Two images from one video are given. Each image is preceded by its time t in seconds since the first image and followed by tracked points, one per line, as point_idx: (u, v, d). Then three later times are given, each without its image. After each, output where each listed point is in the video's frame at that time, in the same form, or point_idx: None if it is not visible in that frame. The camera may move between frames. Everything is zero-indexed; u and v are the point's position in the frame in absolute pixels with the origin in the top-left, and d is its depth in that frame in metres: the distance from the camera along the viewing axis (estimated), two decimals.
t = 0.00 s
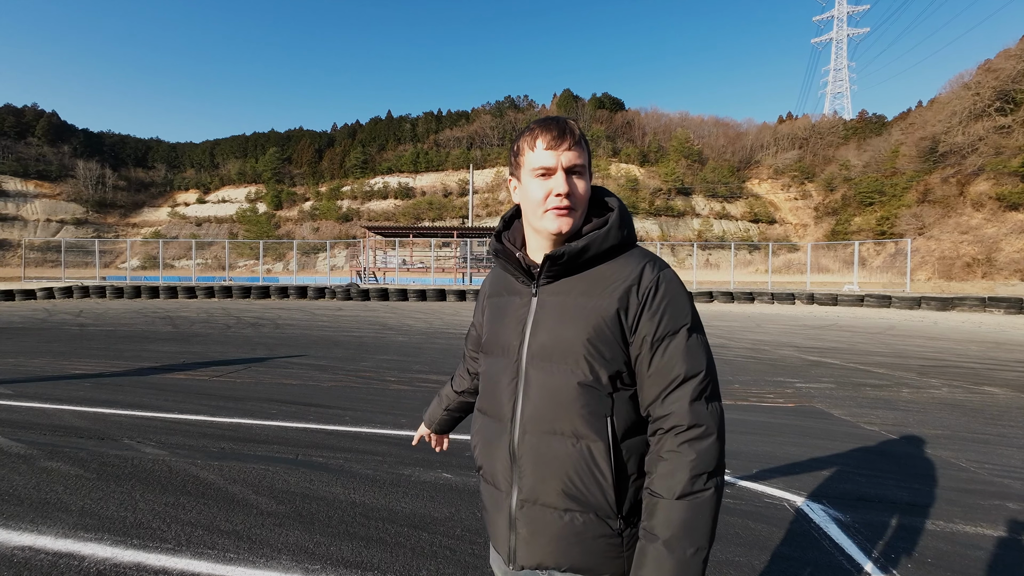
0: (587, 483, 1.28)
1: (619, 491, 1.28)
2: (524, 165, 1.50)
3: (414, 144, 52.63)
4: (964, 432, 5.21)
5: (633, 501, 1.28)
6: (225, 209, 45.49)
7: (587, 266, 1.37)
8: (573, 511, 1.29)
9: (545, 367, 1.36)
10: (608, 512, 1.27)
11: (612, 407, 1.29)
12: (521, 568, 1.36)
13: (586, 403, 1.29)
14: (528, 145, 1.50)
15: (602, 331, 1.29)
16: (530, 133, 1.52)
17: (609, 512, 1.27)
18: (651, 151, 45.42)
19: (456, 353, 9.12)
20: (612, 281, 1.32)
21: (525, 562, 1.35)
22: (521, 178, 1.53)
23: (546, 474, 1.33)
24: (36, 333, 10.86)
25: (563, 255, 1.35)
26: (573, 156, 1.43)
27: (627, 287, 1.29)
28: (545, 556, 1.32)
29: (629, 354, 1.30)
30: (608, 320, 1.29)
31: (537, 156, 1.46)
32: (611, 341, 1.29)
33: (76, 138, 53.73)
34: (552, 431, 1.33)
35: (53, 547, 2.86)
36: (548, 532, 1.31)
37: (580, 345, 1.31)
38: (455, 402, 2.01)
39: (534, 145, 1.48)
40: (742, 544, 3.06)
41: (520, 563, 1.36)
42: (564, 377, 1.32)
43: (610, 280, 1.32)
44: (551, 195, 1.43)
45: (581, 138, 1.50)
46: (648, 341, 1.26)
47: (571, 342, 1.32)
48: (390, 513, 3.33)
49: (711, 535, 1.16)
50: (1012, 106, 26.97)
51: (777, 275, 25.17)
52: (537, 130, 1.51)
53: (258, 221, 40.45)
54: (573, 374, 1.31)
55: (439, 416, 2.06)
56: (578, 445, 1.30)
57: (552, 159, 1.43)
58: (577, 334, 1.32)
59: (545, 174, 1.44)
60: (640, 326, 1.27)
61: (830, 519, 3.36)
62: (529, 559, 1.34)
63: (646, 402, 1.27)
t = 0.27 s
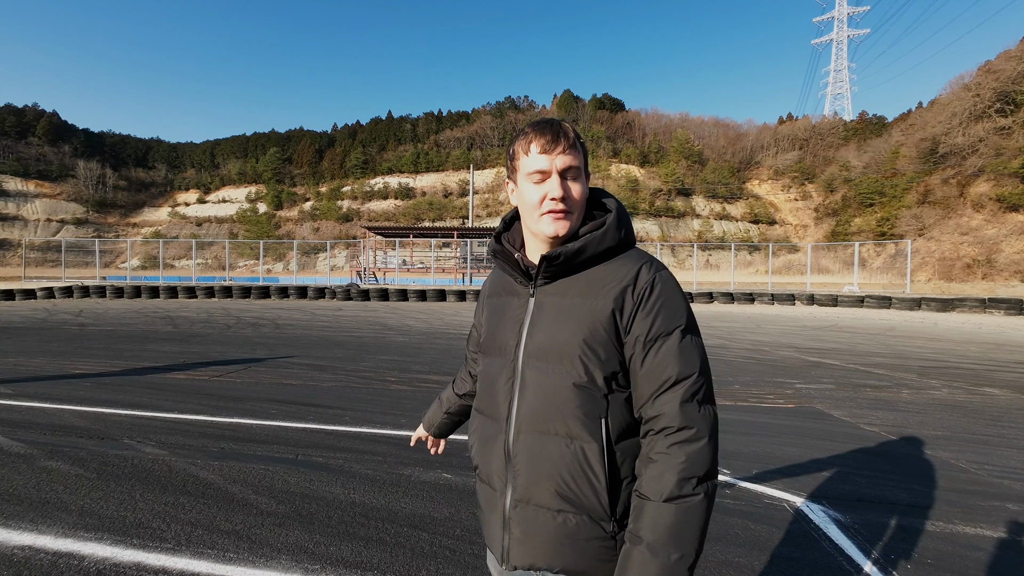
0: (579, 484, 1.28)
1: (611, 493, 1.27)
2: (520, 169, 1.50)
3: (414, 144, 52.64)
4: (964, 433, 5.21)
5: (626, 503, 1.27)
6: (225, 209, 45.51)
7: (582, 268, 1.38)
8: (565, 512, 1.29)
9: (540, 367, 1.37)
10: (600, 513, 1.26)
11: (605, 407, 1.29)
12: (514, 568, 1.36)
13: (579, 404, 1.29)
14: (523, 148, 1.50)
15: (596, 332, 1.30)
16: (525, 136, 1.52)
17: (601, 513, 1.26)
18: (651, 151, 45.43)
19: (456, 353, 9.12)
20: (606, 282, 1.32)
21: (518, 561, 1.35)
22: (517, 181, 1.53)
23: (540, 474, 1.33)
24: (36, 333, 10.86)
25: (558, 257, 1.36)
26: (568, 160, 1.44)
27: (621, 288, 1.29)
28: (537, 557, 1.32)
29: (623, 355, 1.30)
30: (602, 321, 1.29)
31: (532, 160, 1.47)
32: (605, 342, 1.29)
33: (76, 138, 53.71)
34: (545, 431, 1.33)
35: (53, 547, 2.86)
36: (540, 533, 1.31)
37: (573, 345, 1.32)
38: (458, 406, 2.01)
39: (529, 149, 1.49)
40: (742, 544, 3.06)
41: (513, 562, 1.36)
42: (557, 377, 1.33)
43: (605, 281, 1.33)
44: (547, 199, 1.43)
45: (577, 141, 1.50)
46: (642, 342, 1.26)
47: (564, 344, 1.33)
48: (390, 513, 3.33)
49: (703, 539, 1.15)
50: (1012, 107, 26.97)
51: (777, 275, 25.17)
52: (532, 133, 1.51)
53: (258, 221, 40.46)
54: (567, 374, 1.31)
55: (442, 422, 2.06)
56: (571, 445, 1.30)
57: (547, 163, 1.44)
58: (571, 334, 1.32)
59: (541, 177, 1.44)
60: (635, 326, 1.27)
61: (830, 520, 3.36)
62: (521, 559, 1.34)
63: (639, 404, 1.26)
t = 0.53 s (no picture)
0: (574, 485, 1.28)
1: (605, 495, 1.27)
2: (519, 170, 1.51)
3: (414, 144, 52.61)
4: (963, 433, 5.21)
5: (619, 504, 1.28)
6: (225, 209, 45.54)
7: (578, 267, 1.38)
8: (559, 512, 1.29)
9: (535, 367, 1.37)
10: (593, 514, 1.26)
11: (599, 408, 1.29)
12: (507, 568, 1.36)
13: (574, 404, 1.29)
14: (523, 150, 1.51)
15: (591, 332, 1.30)
16: (524, 138, 1.53)
17: (595, 515, 1.26)
18: (651, 152, 45.42)
19: (456, 353, 9.12)
20: (602, 281, 1.32)
21: (512, 561, 1.36)
22: (516, 183, 1.54)
23: (535, 474, 1.33)
24: (36, 332, 10.85)
25: (553, 257, 1.36)
26: (568, 164, 1.44)
27: (617, 288, 1.29)
28: (530, 557, 1.32)
29: (621, 354, 1.30)
30: (597, 322, 1.29)
31: (532, 162, 1.47)
32: (601, 343, 1.30)
33: (77, 138, 53.71)
34: (539, 431, 1.33)
35: (53, 546, 2.86)
36: (534, 534, 1.32)
37: (569, 345, 1.32)
38: (460, 406, 2.01)
39: (528, 152, 1.49)
40: (742, 545, 3.06)
41: (507, 563, 1.36)
42: (551, 377, 1.33)
43: (601, 280, 1.33)
44: (546, 201, 1.43)
45: (576, 143, 1.51)
46: (638, 342, 1.25)
47: (560, 344, 1.33)
48: (389, 513, 3.34)
49: (697, 541, 1.15)
50: (1013, 107, 26.96)
51: (777, 276, 25.16)
52: (531, 135, 1.52)
53: (258, 221, 40.48)
54: (561, 374, 1.32)
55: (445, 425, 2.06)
56: (566, 444, 1.29)
57: (547, 167, 1.44)
58: (567, 334, 1.33)
59: (540, 179, 1.45)
60: (631, 326, 1.26)
61: (830, 520, 3.36)
62: (515, 560, 1.34)
63: (635, 405, 1.26)
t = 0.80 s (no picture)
0: (570, 489, 1.28)
1: (602, 500, 1.27)
2: (510, 174, 1.51)
3: (415, 144, 52.68)
4: (964, 434, 5.21)
5: (615, 510, 1.27)
6: (226, 209, 45.56)
7: (576, 268, 1.38)
8: (555, 515, 1.29)
9: (533, 368, 1.37)
10: (589, 518, 1.26)
11: (596, 411, 1.29)
12: (503, 568, 1.37)
13: (571, 407, 1.29)
14: (513, 152, 1.51)
15: (588, 334, 1.30)
16: (513, 140, 1.53)
17: (592, 519, 1.26)
18: (652, 152, 45.41)
19: (456, 353, 9.12)
20: (601, 284, 1.31)
21: (507, 562, 1.35)
22: (508, 187, 1.54)
23: (532, 477, 1.33)
24: (37, 332, 10.85)
25: (551, 258, 1.36)
26: (559, 163, 1.44)
27: (615, 291, 1.29)
28: (525, 559, 1.32)
29: (618, 358, 1.30)
30: (595, 324, 1.29)
31: (522, 165, 1.48)
32: (598, 346, 1.30)
33: (77, 137, 53.71)
34: (537, 433, 1.33)
35: (53, 545, 2.87)
36: (530, 536, 1.32)
37: (566, 348, 1.32)
38: (463, 399, 2.01)
39: (517, 153, 1.49)
40: (742, 546, 3.06)
41: (503, 563, 1.37)
42: (549, 379, 1.33)
43: (600, 281, 1.33)
44: (538, 203, 1.43)
45: (567, 141, 1.50)
46: (636, 345, 1.25)
47: (557, 346, 1.34)
48: (390, 513, 3.34)
49: (693, 548, 1.14)
50: (1014, 107, 26.97)
51: (778, 276, 25.15)
52: (520, 137, 1.52)
53: (259, 221, 40.52)
54: (559, 376, 1.32)
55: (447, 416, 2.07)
56: (562, 447, 1.29)
57: (535, 170, 1.44)
58: (565, 336, 1.33)
59: (531, 182, 1.45)
60: (629, 329, 1.26)
61: (831, 520, 3.36)
62: (511, 560, 1.35)
63: (633, 409, 1.26)
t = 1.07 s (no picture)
0: (570, 492, 1.28)
1: (602, 500, 1.27)
2: (513, 172, 1.51)
3: (416, 144, 52.71)
4: (966, 434, 5.19)
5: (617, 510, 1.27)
6: (227, 209, 45.63)
7: (577, 269, 1.38)
8: (556, 516, 1.29)
9: (534, 370, 1.37)
10: (589, 519, 1.26)
11: (595, 412, 1.29)
12: (504, 570, 1.36)
13: (572, 407, 1.30)
14: (515, 151, 1.51)
15: (590, 335, 1.30)
16: (517, 137, 1.53)
17: (592, 520, 1.26)
18: (653, 151, 45.38)
19: (457, 353, 9.12)
20: (602, 284, 1.31)
21: (509, 564, 1.35)
22: (511, 184, 1.54)
23: (532, 477, 1.33)
24: (39, 332, 10.88)
25: (552, 259, 1.36)
26: (566, 164, 1.44)
27: (616, 292, 1.29)
28: (526, 562, 1.32)
29: (619, 360, 1.30)
30: (596, 327, 1.29)
31: (528, 163, 1.46)
32: (600, 347, 1.30)
33: (79, 137, 53.75)
34: (538, 435, 1.33)
35: (55, 544, 2.87)
36: (530, 536, 1.32)
37: (567, 349, 1.32)
38: (465, 401, 2.01)
39: (521, 151, 1.49)
40: (743, 545, 3.06)
41: (504, 564, 1.37)
42: (550, 381, 1.33)
43: (601, 283, 1.32)
44: (539, 201, 1.43)
45: (571, 141, 1.50)
46: (639, 348, 1.24)
47: (559, 348, 1.33)
48: (391, 513, 3.34)
49: (694, 551, 1.14)
50: (1016, 107, 26.90)
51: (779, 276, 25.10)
52: (524, 134, 1.52)
53: (260, 221, 40.57)
54: (560, 378, 1.32)
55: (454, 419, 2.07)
56: (564, 448, 1.29)
57: (539, 168, 1.44)
58: (566, 338, 1.32)
59: (533, 180, 1.45)
60: (629, 330, 1.26)
61: (832, 521, 3.35)
62: (513, 562, 1.35)
63: (634, 411, 1.25)
